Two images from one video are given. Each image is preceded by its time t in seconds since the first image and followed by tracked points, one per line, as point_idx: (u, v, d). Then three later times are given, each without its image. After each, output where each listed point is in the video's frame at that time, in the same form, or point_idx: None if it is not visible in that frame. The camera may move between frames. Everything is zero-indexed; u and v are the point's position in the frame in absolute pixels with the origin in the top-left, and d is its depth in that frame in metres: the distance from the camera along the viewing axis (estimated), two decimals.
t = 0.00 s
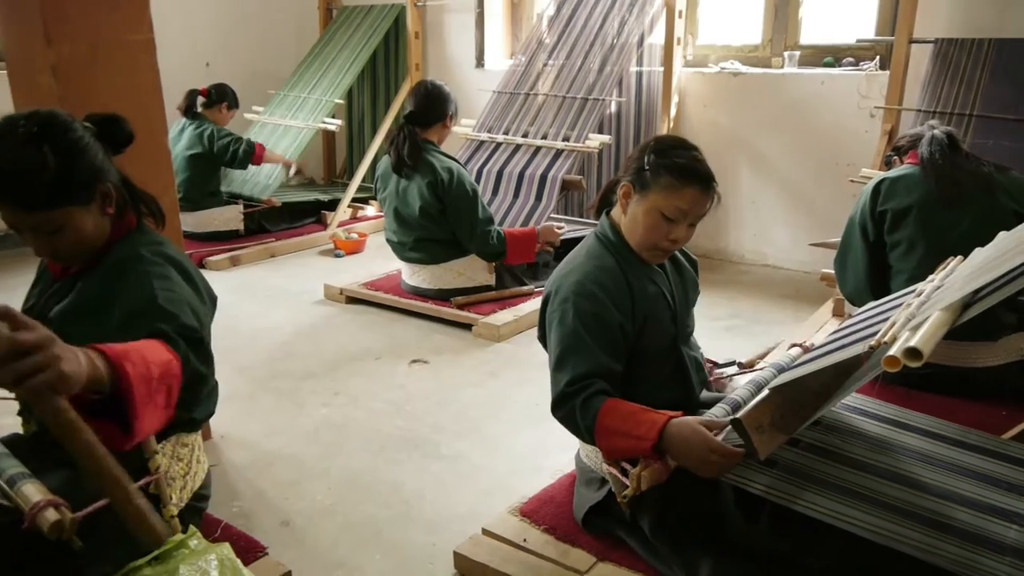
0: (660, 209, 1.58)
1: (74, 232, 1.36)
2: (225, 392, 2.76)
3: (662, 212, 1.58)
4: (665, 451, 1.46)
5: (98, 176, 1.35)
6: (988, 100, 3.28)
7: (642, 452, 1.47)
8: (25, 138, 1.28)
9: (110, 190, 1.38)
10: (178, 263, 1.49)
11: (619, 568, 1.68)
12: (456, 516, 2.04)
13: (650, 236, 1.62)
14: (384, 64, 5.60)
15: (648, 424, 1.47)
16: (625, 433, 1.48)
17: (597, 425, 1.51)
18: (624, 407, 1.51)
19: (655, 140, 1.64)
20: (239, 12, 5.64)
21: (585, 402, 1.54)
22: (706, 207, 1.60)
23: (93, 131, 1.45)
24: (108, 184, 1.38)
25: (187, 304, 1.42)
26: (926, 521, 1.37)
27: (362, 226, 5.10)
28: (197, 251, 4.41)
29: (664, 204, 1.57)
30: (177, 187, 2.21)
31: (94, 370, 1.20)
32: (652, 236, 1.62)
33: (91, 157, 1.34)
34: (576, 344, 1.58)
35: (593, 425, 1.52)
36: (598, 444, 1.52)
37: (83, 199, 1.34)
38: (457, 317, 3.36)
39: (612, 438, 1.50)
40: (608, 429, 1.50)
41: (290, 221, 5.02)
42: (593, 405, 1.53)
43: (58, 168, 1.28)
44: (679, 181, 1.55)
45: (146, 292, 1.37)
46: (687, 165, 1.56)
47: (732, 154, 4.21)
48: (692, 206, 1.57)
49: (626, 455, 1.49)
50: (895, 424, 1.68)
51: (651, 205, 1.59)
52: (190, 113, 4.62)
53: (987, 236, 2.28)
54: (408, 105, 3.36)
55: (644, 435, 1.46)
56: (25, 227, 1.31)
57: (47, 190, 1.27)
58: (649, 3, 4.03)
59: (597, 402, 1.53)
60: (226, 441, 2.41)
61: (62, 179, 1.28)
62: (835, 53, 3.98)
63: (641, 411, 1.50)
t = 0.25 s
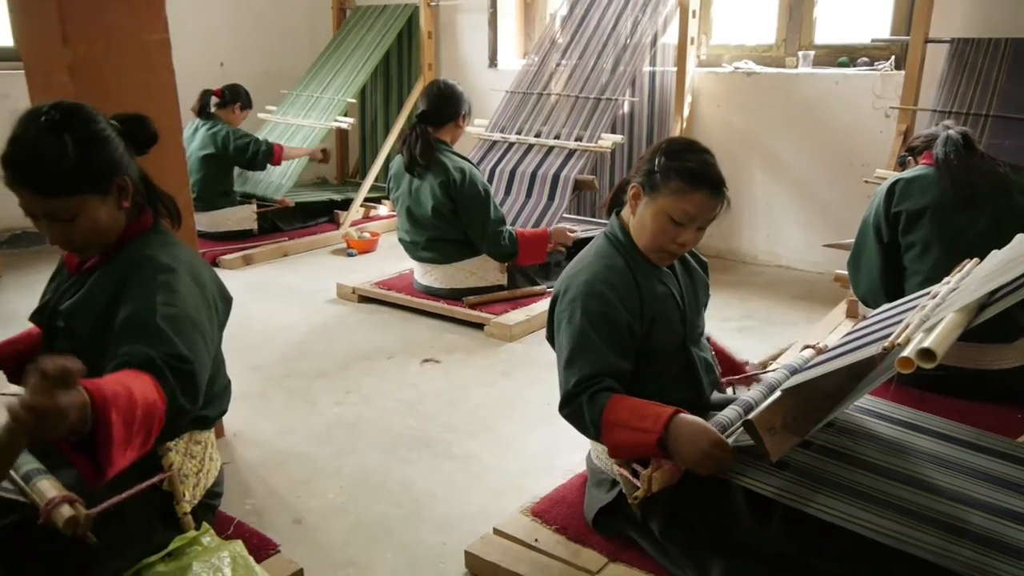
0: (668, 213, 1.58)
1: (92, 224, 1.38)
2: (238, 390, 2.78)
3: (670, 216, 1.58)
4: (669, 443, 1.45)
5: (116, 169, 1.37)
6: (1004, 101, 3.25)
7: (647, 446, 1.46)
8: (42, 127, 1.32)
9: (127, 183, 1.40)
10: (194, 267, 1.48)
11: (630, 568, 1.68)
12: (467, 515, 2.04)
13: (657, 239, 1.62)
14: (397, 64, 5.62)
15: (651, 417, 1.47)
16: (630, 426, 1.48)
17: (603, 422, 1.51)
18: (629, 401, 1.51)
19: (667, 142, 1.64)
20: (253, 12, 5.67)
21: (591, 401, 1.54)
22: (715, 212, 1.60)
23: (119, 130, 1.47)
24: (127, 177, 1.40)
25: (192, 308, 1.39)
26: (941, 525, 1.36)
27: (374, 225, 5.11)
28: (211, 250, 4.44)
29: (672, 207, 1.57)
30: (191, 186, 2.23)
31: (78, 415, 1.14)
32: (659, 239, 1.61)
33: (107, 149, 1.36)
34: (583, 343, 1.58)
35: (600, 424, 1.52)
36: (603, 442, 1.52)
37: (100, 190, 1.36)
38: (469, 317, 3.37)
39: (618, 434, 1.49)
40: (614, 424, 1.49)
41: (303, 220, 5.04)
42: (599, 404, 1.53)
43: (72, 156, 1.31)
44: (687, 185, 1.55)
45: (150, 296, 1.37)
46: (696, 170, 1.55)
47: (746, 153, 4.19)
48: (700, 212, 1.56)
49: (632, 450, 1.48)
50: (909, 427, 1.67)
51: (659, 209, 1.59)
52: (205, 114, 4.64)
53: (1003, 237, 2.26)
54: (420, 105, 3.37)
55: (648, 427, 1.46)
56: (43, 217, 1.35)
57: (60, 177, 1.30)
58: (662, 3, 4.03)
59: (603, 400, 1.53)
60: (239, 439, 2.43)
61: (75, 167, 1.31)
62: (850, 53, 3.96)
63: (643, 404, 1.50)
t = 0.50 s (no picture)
0: (676, 215, 1.57)
1: (97, 217, 1.39)
2: (250, 388, 2.79)
3: (678, 218, 1.57)
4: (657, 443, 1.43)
5: (128, 164, 1.38)
6: (1021, 101, 3.22)
7: (639, 450, 1.44)
8: (62, 119, 1.34)
9: (139, 181, 1.41)
10: (209, 274, 1.50)
11: (642, 568, 1.67)
12: (478, 515, 2.05)
13: (666, 240, 1.61)
14: (409, 64, 5.63)
15: (637, 418, 1.45)
16: (622, 431, 1.46)
17: (604, 425, 1.50)
18: (621, 403, 1.49)
19: (678, 142, 1.63)
20: (267, 12, 5.69)
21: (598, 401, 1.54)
22: (724, 214, 1.59)
23: (145, 129, 1.49)
24: (139, 176, 1.41)
25: (203, 321, 1.42)
26: (954, 527, 1.35)
27: (386, 224, 5.12)
28: (224, 249, 4.46)
29: (680, 209, 1.56)
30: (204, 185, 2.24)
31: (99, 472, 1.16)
32: (667, 240, 1.61)
33: (125, 146, 1.38)
34: (590, 344, 1.58)
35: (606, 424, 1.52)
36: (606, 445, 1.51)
37: (112, 185, 1.37)
38: (480, 316, 3.37)
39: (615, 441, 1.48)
40: (612, 429, 1.48)
41: (316, 220, 5.06)
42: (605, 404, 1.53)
43: (87, 150, 1.33)
44: (695, 188, 1.54)
45: (167, 305, 1.38)
46: (704, 172, 1.54)
47: (759, 153, 4.17)
48: (708, 214, 1.56)
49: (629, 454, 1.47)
50: (922, 428, 1.66)
51: (667, 210, 1.58)
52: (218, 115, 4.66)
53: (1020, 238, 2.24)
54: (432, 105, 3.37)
55: (635, 431, 1.44)
56: (51, 205, 1.36)
57: (74, 171, 1.32)
58: (675, 2, 4.02)
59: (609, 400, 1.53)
60: (251, 437, 2.44)
61: (89, 161, 1.33)
62: (864, 52, 3.94)
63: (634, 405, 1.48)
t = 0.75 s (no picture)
0: (685, 217, 1.57)
1: (101, 216, 1.40)
2: (260, 387, 2.80)
3: (687, 220, 1.57)
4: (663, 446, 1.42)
5: (133, 166, 1.38)
6: None
7: (642, 454, 1.44)
8: (70, 118, 1.35)
9: (144, 183, 1.41)
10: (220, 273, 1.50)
11: (651, 569, 1.67)
12: (487, 515, 2.05)
13: (676, 242, 1.61)
14: (420, 64, 5.64)
15: (642, 421, 1.45)
16: (627, 434, 1.46)
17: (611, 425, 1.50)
18: (629, 405, 1.49)
19: (690, 145, 1.62)
20: (278, 12, 5.71)
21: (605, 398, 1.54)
22: (734, 217, 1.58)
23: (161, 130, 1.49)
24: (144, 177, 1.41)
25: (213, 321, 1.42)
26: (966, 530, 1.34)
27: (397, 224, 5.14)
28: (235, 249, 4.48)
29: (690, 211, 1.56)
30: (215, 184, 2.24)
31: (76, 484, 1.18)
32: (677, 242, 1.61)
33: (131, 146, 1.38)
34: (599, 342, 1.58)
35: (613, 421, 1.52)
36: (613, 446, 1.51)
37: (115, 186, 1.37)
38: (490, 316, 3.37)
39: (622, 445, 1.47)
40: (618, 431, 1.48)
41: (326, 219, 5.07)
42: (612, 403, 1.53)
43: (92, 149, 1.33)
44: (705, 191, 1.53)
45: (174, 306, 1.39)
46: (714, 176, 1.53)
47: (770, 153, 4.16)
48: (718, 217, 1.55)
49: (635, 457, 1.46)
50: (934, 430, 1.65)
51: (677, 212, 1.58)
52: (226, 116, 4.66)
53: None
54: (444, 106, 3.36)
55: (640, 434, 1.44)
56: (57, 202, 1.37)
57: (79, 169, 1.32)
58: (687, 2, 4.01)
59: (616, 398, 1.52)
60: (261, 436, 2.44)
61: (92, 160, 1.33)
62: (876, 52, 3.92)
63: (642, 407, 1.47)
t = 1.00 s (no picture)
0: (698, 224, 1.56)
1: (109, 218, 1.41)
2: (272, 385, 2.81)
3: (700, 227, 1.57)
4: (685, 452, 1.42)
5: (140, 168, 1.39)
6: None
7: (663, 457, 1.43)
8: (80, 120, 1.36)
9: (151, 186, 1.41)
10: (238, 268, 1.52)
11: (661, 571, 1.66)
12: (497, 515, 2.05)
13: (689, 248, 1.61)
14: (432, 64, 5.65)
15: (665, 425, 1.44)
16: (646, 438, 1.46)
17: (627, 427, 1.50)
18: (649, 408, 1.49)
19: (705, 150, 1.61)
20: (291, 12, 5.73)
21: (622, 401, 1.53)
22: (748, 225, 1.57)
23: (173, 133, 1.48)
24: (152, 180, 1.41)
25: (240, 313, 1.44)
26: (979, 534, 1.33)
27: (408, 223, 5.15)
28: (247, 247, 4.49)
29: (703, 218, 1.55)
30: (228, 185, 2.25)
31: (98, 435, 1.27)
32: (690, 248, 1.60)
33: (140, 149, 1.38)
34: (615, 343, 1.57)
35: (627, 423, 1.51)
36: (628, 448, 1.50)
37: (123, 189, 1.38)
38: (501, 316, 3.37)
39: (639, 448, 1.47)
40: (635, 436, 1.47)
41: (338, 219, 5.08)
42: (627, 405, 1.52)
43: (100, 151, 1.34)
44: (720, 199, 1.53)
45: (200, 301, 1.40)
46: (729, 183, 1.52)
47: (782, 154, 4.14)
48: (731, 225, 1.55)
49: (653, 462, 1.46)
50: (948, 434, 1.64)
51: (691, 219, 1.57)
52: (236, 116, 4.70)
53: None
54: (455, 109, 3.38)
55: (662, 438, 1.43)
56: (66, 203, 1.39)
57: (87, 171, 1.34)
58: (699, 2, 4.00)
59: (631, 400, 1.52)
60: (273, 434, 2.45)
61: (100, 163, 1.34)
62: (890, 52, 3.90)
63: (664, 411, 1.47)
